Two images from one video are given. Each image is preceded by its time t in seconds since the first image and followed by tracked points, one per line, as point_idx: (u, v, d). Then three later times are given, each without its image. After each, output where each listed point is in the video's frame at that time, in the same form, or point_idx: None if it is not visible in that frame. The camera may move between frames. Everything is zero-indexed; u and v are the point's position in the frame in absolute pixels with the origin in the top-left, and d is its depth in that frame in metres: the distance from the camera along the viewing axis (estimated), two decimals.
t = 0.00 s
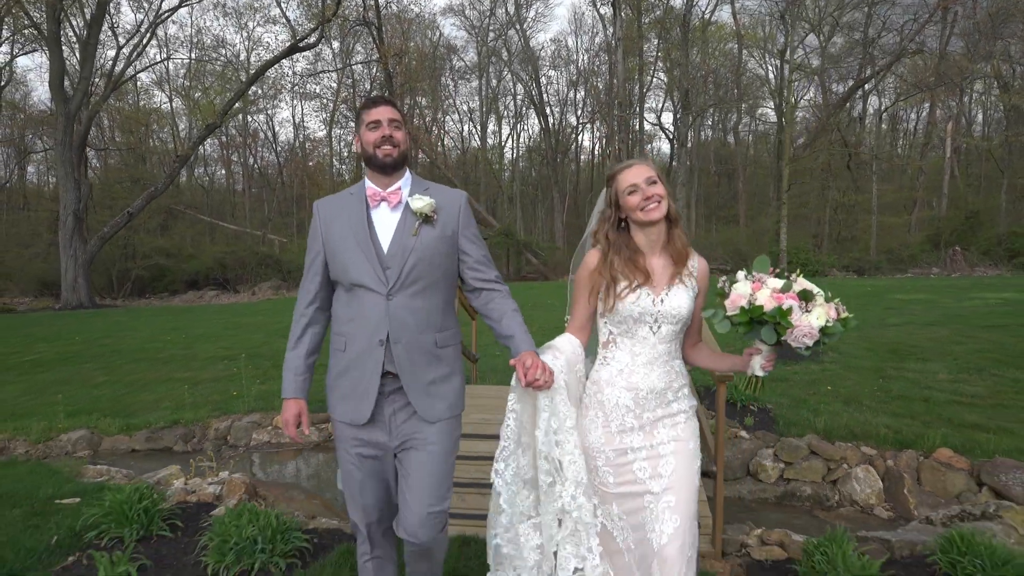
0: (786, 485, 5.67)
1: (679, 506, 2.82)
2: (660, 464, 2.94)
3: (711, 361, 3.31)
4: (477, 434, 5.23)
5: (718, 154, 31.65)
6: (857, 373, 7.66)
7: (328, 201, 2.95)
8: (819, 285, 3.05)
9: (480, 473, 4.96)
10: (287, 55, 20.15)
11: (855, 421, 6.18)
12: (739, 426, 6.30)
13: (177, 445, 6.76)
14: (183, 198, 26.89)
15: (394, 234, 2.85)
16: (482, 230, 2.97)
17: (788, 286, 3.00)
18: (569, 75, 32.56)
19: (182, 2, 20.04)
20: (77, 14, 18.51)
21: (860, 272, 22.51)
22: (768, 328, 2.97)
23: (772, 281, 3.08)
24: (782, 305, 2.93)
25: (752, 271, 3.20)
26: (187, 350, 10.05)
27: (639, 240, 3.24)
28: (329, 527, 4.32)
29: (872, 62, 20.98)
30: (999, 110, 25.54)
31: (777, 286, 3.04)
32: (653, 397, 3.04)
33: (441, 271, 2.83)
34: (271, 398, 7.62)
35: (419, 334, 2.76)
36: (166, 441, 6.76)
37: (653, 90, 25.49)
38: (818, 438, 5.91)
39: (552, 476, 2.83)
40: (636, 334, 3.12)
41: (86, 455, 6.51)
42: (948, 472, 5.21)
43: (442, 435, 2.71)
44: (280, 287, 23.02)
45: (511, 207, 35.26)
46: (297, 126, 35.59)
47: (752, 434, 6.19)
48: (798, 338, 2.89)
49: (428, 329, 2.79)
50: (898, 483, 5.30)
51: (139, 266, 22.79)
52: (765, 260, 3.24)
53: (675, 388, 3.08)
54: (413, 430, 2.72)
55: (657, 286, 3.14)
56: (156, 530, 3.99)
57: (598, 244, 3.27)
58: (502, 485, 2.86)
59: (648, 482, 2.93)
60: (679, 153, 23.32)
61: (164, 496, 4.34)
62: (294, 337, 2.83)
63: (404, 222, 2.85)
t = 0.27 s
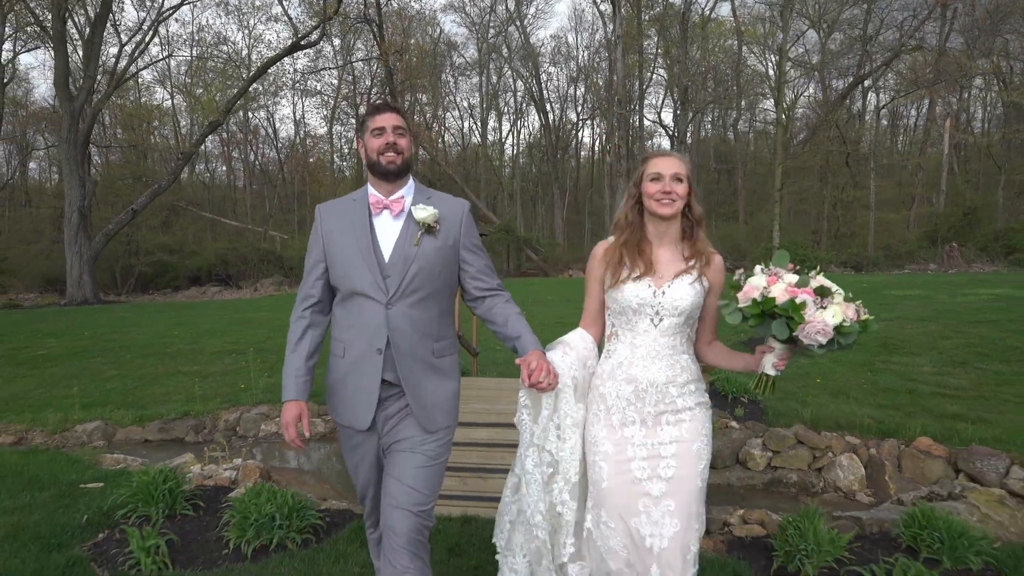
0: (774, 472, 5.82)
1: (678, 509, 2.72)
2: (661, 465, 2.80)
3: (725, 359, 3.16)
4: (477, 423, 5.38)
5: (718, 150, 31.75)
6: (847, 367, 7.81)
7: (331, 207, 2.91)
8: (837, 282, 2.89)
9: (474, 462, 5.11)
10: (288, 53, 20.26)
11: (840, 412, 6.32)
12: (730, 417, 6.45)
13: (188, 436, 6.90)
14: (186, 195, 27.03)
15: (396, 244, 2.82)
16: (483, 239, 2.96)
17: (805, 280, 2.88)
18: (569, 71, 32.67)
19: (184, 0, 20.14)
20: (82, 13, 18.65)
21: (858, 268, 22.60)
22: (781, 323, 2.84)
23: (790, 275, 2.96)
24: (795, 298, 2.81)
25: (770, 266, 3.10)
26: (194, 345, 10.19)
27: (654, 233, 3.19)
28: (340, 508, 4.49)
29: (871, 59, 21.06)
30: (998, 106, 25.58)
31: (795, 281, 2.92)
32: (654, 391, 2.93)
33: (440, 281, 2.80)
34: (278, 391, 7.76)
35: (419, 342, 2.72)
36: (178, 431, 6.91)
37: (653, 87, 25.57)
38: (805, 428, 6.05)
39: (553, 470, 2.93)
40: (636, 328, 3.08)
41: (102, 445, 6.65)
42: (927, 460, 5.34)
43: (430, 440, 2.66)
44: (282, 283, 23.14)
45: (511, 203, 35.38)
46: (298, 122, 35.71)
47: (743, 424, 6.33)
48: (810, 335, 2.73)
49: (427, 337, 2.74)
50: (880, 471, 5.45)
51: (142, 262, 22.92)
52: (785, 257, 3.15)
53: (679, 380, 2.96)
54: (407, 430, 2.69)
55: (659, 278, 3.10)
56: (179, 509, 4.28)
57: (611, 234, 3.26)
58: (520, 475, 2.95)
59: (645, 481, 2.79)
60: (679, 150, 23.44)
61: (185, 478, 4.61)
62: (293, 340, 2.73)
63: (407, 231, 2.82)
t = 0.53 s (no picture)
0: (762, 459, 5.97)
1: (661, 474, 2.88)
2: (651, 446, 2.89)
3: (729, 343, 3.20)
4: (474, 412, 5.51)
5: (718, 147, 31.93)
6: (836, 360, 7.93)
7: (339, 195, 2.98)
8: (829, 258, 2.99)
9: (481, 447, 5.30)
10: (290, 51, 20.34)
11: (826, 403, 6.44)
12: (721, 407, 6.58)
13: (199, 427, 7.04)
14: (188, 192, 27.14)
15: (404, 233, 2.89)
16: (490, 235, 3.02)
17: (793, 254, 2.99)
18: (569, 68, 32.77)
19: None
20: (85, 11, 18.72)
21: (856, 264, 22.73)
22: (764, 294, 2.93)
23: (780, 250, 3.07)
24: (779, 270, 2.92)
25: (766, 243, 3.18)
26: (201, 340, 10.32)
27: (653, 222, 3.20)
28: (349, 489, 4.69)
29: (870, 55, 21.13)
30: (997, 104, 25.66)
31: (782, 255, 3.05)
32: (651, 376, 2.96)
33: (445, 276, 2.87)
34: (283, 383, 7.91)
35: (421, 335, 2.80)
36: (188, 422, 7.06)
37: (652, 83, 25.67)
38: (792, 418, 6.18)
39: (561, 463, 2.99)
40: (635, 313, 3.08)
41: (116, 435, 6.80)
42: (907, 446, 5.48)
43: (431, 442, 2.77)
44: (284, 279, 23.27)
45: (512, 200, 35.54)
46: (298, 119, 35.82)
47: (733, 414, 6.45)
48: (793, 308, 2.85)
49: (430, 331, 2.82)
50: (862, 458, 5.62)
51: (145, 259, 23.05)
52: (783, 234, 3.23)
53: (676, 368, 2.98)
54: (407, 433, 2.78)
55: (657, 263, 3.10)
56: (198, 489, 4.48)
57: (610, 223, 3.29)
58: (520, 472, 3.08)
59: (635, 457, 2.84)
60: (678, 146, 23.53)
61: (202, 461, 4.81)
62: (301, 334, 2.84)
63: (416, 222, 2.89)
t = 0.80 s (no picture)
0: (750, 448, 6.11)
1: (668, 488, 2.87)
2: (655, 456, 2.85)
3: (721, 347, 3.22)
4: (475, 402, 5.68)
5: (719, 143, 32.02)
6: (826, 353, 8.08)
7: (344, 190, 3.07)
8: (817, 262, 3.04)
9: (486, 434, 5.49)
10: (292, 48, 20.45)
11: (812, 394, 6.58)
12: (714, 398, 6.73)
13: (208, 418, 7.20)
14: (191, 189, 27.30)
15: (407, 224, 2.95)
16: (495, 225, 3.06)
17: (784, 261, 3.02)
18: (570, 64, 32.85)
19: None
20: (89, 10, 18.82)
21: (853, 260, 22.86)
22: (759, 303, 2.96)
23: (770, 258, 3.10)
24: (771, 278, 2.95)
25: (752, 249, 3.22)
26: (207, 335, 10.48)
27: (644, 229, 3.19)
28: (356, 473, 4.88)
29: (870, 53, 21.22)
30: (996, 101, 25.75)
31: (773, 263, 3.07)
32: (654, 386, 2.93)
33: (448, 268, 2.92)
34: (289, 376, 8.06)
35: (426, 326, 2.86)
36: (198, 413, 7.22)
37: (652, 80, 25.81)
38: (782, 409, 6.31)
39: (561, 475, 2.76)
40: (634, 323, 3.04)
41: (128, 426, 6.97)
42: (888, 435, 5.64)
43: (437, 435, 2.84)
44: (286, 275, 23.44)
45: (512, 196, 35.66)
46: (300, 115, 35.94)
47: (724, 405, 6.60)
48: (790, 314, 2.86)
49: (434, 322, 2.88)
50: (846, 446, 5.78)
51: (149, 255, 23.24)
52: (768, 238, 3.26)
53: (677, 377, 2.99)
54: (413, 429, 2.82)
55: (650, 272, 3.09)
56: (216, 472, 4.67)
57: (600, 231, 3.27)
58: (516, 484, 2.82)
59: (641, 470, 2.79)
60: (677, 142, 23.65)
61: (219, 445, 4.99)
62: (305, 324, 2.91)
63: (418, 213, 2.95)
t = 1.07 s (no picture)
0: (739, 439, 6.17)
1: (668, 485, 2.76)
2: (647, 448, 2.84)
3: (708, 339, 3.25)
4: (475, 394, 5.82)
5: (718, 141, 32.10)
6: (817, 348, 8.22)
7: (343, 202, 2.99)
8: (801, 252, 3.12)
9: (486, 423, 5.64)
10: (294, 46, 20.56)
11: (800, 388, 6.71)
12: (706, 392, 6.87)
13: (217, 411, 7.34)
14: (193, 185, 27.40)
15: (407, 240, 2.88)
16: (494, 239, 3.00)
17: (770, 253, 3.10)
18: (570, 61, 32.92)
19: None
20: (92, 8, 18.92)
21: (851, 257, 22.92)
22: (748, 294, 3.06)
23: (758, 251, 3.17)
24: (759, 270, 3.03)
25: (737, 242, 3.31)
26: (213, 330, 10.60)
27: (628, 225, 3.21)
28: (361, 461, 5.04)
29: (869, 51, 21.27)
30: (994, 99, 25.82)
31: (760, 255, 3.15)
32: (639, 376, 2.95)
33: (448, 282, 2.86)
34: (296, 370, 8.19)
35: (428, 342, 2.78)
36: (208, 406, 7.35)
37: (653, 77, 25.91)
38: (771, 403, 6.40)
39: (551, 482, 2.81)
40: (619, 316, 3.07)
41: (140, 418, 7.11)
42: (870, 427, 5.81)
43: (437, 443, 2.81)
44: (288, 271, 23.56)
45: (512, 193, 35.76)
46: (301, 112, 36.02)
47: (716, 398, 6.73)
48: (778, 304, 2.96)
49: (436, 336, 2.81)
50: (830, 437, 5.91)
51: (152, 251, 23.36)
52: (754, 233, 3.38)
53: (663, 367, 2.97)
54: (413, 440, 2.77)
55: (635, 267, 3.09)
56: (232, 458, 4.82)
57: (582, 227, 3.28)
58: (496, 496, 2.83)
59: (632, 463, 2.82)
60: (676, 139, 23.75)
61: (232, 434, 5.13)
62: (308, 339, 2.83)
63: (417, 228, 2.88)
